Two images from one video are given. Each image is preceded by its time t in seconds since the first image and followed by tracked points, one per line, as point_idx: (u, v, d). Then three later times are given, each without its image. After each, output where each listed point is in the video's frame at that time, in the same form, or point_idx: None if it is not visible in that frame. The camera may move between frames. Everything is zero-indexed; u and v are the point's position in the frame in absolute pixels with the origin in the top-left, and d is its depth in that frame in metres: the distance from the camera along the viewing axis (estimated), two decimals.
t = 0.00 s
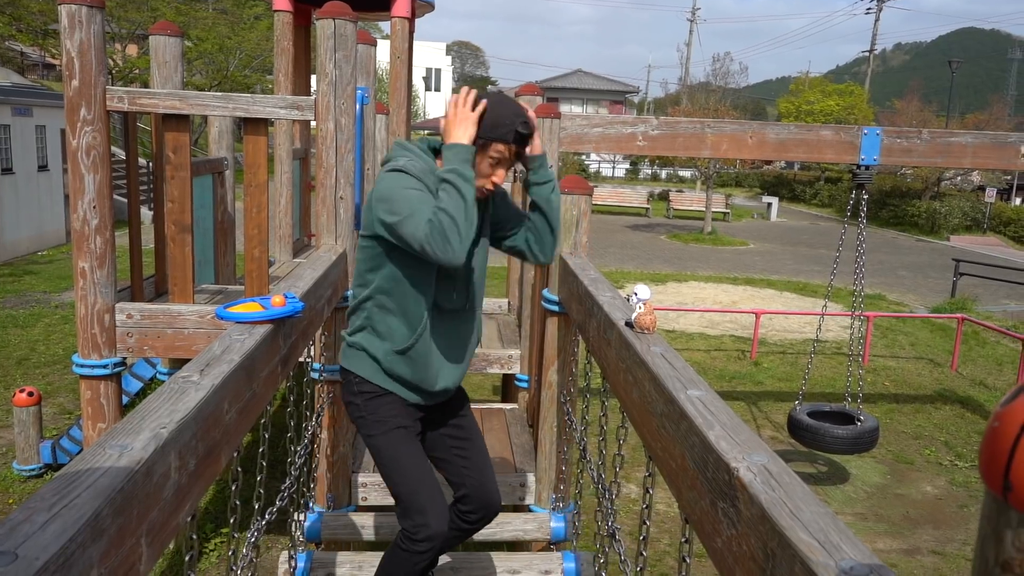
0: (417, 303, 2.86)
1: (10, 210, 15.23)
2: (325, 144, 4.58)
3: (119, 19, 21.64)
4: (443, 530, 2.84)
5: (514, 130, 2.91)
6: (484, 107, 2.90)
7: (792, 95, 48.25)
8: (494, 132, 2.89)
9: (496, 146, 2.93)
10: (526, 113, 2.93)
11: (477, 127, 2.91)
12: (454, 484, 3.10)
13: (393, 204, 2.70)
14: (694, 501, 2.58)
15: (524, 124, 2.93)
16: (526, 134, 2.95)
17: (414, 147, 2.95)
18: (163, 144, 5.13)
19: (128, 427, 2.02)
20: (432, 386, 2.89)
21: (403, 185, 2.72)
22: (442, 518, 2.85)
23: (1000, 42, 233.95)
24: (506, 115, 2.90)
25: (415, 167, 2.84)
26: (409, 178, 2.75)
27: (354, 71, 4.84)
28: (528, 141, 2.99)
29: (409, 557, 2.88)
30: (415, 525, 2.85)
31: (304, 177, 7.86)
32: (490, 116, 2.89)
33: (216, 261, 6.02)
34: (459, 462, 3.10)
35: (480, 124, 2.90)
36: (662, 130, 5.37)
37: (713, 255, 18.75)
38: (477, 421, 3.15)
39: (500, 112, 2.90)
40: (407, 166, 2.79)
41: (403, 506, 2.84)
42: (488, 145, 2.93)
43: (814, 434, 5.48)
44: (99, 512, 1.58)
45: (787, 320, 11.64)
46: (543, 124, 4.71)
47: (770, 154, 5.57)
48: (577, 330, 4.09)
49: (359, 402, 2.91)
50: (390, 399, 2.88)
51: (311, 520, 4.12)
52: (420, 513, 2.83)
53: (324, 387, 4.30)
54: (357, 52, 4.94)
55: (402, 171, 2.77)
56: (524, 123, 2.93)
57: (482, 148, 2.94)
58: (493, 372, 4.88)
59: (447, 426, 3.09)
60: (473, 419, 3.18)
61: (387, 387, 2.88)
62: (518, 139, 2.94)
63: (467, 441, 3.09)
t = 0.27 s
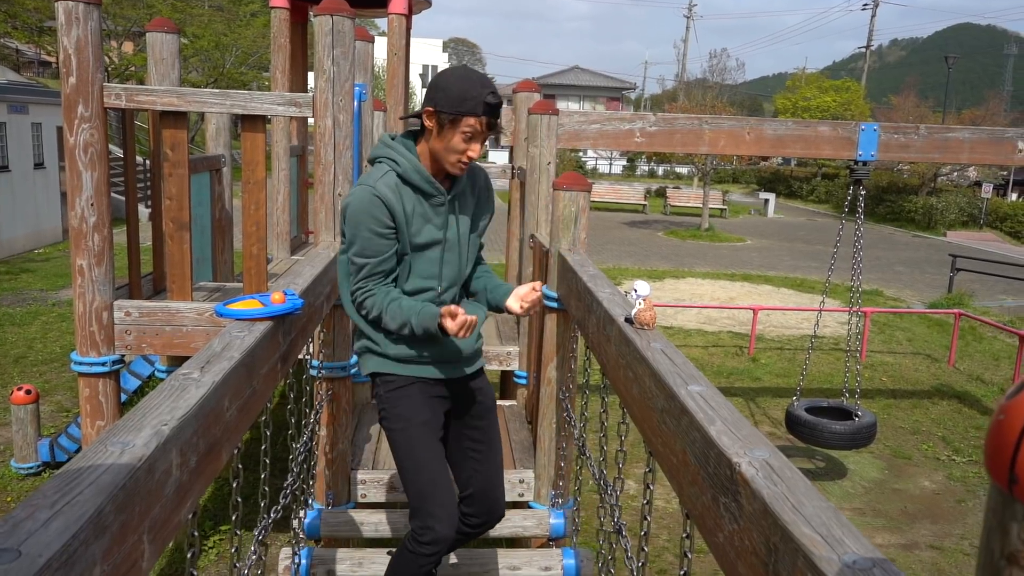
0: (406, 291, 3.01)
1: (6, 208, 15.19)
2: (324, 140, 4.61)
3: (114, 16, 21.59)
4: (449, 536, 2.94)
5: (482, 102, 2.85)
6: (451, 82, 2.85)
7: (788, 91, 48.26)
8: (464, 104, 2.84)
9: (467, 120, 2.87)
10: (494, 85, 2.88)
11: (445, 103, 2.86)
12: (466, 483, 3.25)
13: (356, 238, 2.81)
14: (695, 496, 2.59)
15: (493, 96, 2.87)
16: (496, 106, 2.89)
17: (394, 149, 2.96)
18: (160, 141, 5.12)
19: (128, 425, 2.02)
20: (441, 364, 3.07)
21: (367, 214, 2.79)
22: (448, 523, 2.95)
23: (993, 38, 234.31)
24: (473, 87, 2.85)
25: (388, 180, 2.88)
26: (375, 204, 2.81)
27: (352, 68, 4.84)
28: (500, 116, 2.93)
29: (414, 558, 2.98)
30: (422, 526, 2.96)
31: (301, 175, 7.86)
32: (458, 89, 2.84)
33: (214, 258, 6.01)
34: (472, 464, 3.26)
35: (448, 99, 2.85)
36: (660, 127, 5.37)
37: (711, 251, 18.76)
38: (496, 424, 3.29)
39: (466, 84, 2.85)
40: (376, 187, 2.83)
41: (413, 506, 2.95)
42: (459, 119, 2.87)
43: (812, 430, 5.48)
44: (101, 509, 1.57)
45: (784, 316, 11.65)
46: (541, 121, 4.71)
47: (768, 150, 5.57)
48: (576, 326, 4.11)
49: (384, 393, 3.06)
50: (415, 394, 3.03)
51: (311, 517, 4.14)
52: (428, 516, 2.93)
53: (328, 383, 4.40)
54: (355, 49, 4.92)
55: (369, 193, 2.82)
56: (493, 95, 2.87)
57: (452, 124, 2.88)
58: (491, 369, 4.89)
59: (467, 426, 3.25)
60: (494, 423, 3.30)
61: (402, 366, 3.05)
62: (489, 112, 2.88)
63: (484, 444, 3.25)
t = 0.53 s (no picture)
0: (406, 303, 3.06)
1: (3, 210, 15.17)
2: (322, 141, 4.66)
3: (111, 18, 21.57)
4: (464, 536, 2.96)
5: (492, 104, 2.91)
6: (459, 91, 2.90)
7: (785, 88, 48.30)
8: (475, 109, 2.89)
9: (480, 125, 2.91)
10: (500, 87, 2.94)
11: (457, 111, 2.90)
12: (480, 481, 3.26)
13: (363, 253, 2.85)
14: (699, 494, 2.59)
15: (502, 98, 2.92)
16: (505, 108, 2.94)
17: (406, 163, 2.99)
18: (158, 142, 5.12)
19: (132, 426, 2.01)
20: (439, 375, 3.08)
21: (375, 230, 2.83)
22: (463, 524, 2.96)
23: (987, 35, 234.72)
24: (481, 92, 2.90)
25: (399, 196, 2.92)
26: (385, 220, 2.85)
27: (350, 69, 4.86)
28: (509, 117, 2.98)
29: (432, 558, 3.01)
30: (438, 529, 2.97)
31: (299, 175, 7.86)
32: (468, 96, 2.89)
33: (213, 259, 6.00)
34: (484, 460, 3.27)
35: (459, 107, 2.89)
36: (658, 125, 5.38)
37: (709, 249, 18.78)
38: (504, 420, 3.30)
39: (474, 90, 2.90)
40: (387, 203, 2.87)
41: (427, 509, 2.96)
42: (471, 126, 2.91)
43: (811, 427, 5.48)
44: (105, 511, 1.57)
45: (782, 314, 11.66)
46: (540, 121, 4.72)
47: (767, 148, 5.58)
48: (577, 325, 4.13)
49: (388, 398, 3.06)
50: (421, 398, 3.04)
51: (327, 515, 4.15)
52: (443, 517, 2.94)
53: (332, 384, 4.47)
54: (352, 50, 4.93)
55: (379, 209, 2.86)
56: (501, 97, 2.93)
57: (466, 133, 2.92)
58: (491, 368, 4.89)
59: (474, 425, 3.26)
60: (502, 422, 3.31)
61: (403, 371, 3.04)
62: (500, 114, 2.93)
63: (495, 441, 3.26)
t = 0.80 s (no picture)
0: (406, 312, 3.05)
1: None
2: (321, 141, 4.64)
3: (108, 16, 21.54)
4: (464, 524, 2.95)
5: (529, 130, 2.92)
6: (497, 113, 2.91)
7: (781, 89, 48.36)
8: (512, 133, 2.89)
9: (514, 150, 2.92)
10: (537, 113, 2.95)
11: (492, 133, 2.91)
12: (474, 473, 3.26)
13: (380, 261, 2.82)
14: (699, 494, 2.60)
15: (538, 124, 2.94)
16: (540, 135, 2.96)
17: (432, 174, 2.98)
18: (156, 141, 5.11)
19: (133, 425, 2.01)
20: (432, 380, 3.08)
21: (396, 241, 2.81)
22: (462, 512, 2.95)
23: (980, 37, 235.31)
24: (519, 116, 2.91)
25: (422, 209, 2.90)
26: (407, 232, 2.82)
27: (350, 68, 4.86)
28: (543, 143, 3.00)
29: (432, 551, 2.99)
30: (436, 520, 2.96)
31: (297, 174, 7.85)
32: (505, 119, 2.90)
33: (211, 258, 5.99)
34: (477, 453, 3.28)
35: (495, 129, 2.90)
36: (657, 126, 5.38)
37: (706, 250, 18.79)
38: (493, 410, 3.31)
39: (512, 114, 2.91)
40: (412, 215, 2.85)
41: (424, 501, 2.95)
42: (506, 149, 2.92)
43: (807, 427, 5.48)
44: (107, 510, 1.57)
45: (779, 314, 11.68)
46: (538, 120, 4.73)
47: (765, 148, 5.58)
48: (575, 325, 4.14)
49: (376, 396, 3.05)
50: (409, 393, 3.04)
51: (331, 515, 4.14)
52: (441, 508, 2.94)
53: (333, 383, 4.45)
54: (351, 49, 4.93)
55: (403, 220, 2.82)
56: (538, 123, 2.94)
57: (500, 156, 2.92)
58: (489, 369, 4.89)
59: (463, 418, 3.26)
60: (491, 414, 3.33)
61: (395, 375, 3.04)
62: (535, 140, 2.95)
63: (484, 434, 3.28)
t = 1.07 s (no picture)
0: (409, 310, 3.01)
1: None
2: (319, 139, 4.64)
3: (105, 15, 21.49)
4: (459, 521, 2.97)
5: (529, 138, 2.94)
6: (497, 118, 2.93)
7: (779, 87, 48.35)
8: (511, 140, 2.92)
9: (511, 156, 2.96)
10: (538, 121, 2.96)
11: (491, 137, 2.93)
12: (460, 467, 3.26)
13: (403, 261, 2.77)
14: (700, 491, 2.59)
15: (538, 131, 2.96)
16: (539, 142, 2.98)
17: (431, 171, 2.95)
18: (154, 140, 5.10)
19: (131, 424, 2.00)
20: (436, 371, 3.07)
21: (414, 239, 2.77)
22: (458, 510, 2.97)
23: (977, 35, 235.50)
24: (520, 123, 2.93)
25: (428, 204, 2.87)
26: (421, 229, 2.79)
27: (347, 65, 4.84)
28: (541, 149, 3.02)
29: (427, 547, 3.02)
30: (432, 516, 2.97)
31: (294, 173, 7.84)
32: (505, 125, 2.92)
33: (208, 256, 5.98)
34: (464, 446, 3.27)
35: (494, 134, 2.92)
36: (655, 123, 5.37)
37: (704, 248, 18.80)
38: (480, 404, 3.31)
39: (513, 120, 2.92)
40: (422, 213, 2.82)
41: (420, 499, 2.96)
42: (502, 154, 2.96)
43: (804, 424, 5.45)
44: (106, 509, 1.56)
45: (777, 312, 11.67)
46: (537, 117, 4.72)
47: (763, 146, 5.57)
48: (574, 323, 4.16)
49: (371, 392, 3.02)
50: (405, 389, 3.01)
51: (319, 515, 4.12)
52: (438, 504, 2.95)
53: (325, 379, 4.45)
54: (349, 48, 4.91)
55: (415, 218, 2.78)
56: (538, 130, 2.96)
57: (495, 160, 2.97)
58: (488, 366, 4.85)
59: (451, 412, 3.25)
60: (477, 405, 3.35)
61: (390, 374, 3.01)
62: (533, 147, 2.97)
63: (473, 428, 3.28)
